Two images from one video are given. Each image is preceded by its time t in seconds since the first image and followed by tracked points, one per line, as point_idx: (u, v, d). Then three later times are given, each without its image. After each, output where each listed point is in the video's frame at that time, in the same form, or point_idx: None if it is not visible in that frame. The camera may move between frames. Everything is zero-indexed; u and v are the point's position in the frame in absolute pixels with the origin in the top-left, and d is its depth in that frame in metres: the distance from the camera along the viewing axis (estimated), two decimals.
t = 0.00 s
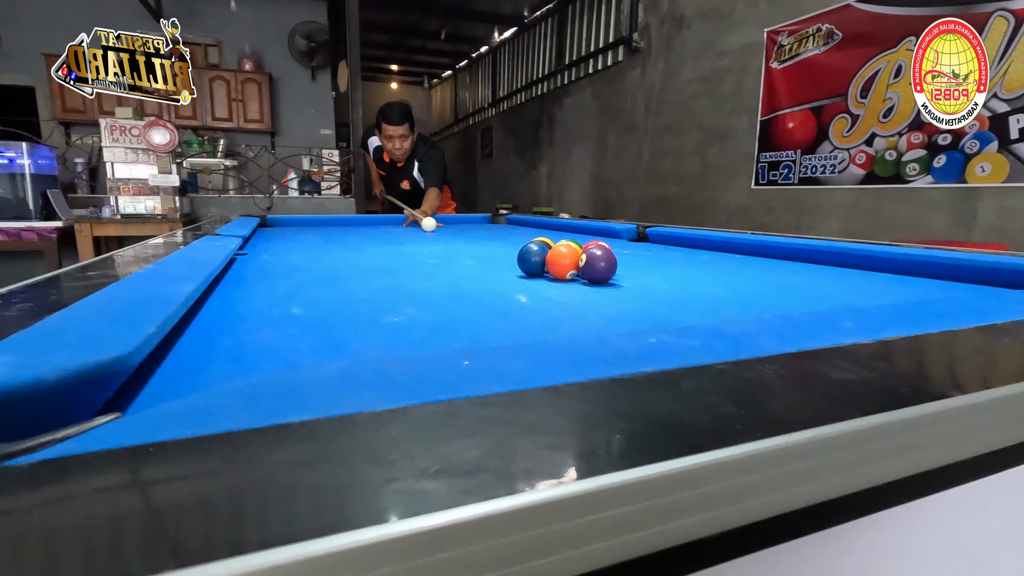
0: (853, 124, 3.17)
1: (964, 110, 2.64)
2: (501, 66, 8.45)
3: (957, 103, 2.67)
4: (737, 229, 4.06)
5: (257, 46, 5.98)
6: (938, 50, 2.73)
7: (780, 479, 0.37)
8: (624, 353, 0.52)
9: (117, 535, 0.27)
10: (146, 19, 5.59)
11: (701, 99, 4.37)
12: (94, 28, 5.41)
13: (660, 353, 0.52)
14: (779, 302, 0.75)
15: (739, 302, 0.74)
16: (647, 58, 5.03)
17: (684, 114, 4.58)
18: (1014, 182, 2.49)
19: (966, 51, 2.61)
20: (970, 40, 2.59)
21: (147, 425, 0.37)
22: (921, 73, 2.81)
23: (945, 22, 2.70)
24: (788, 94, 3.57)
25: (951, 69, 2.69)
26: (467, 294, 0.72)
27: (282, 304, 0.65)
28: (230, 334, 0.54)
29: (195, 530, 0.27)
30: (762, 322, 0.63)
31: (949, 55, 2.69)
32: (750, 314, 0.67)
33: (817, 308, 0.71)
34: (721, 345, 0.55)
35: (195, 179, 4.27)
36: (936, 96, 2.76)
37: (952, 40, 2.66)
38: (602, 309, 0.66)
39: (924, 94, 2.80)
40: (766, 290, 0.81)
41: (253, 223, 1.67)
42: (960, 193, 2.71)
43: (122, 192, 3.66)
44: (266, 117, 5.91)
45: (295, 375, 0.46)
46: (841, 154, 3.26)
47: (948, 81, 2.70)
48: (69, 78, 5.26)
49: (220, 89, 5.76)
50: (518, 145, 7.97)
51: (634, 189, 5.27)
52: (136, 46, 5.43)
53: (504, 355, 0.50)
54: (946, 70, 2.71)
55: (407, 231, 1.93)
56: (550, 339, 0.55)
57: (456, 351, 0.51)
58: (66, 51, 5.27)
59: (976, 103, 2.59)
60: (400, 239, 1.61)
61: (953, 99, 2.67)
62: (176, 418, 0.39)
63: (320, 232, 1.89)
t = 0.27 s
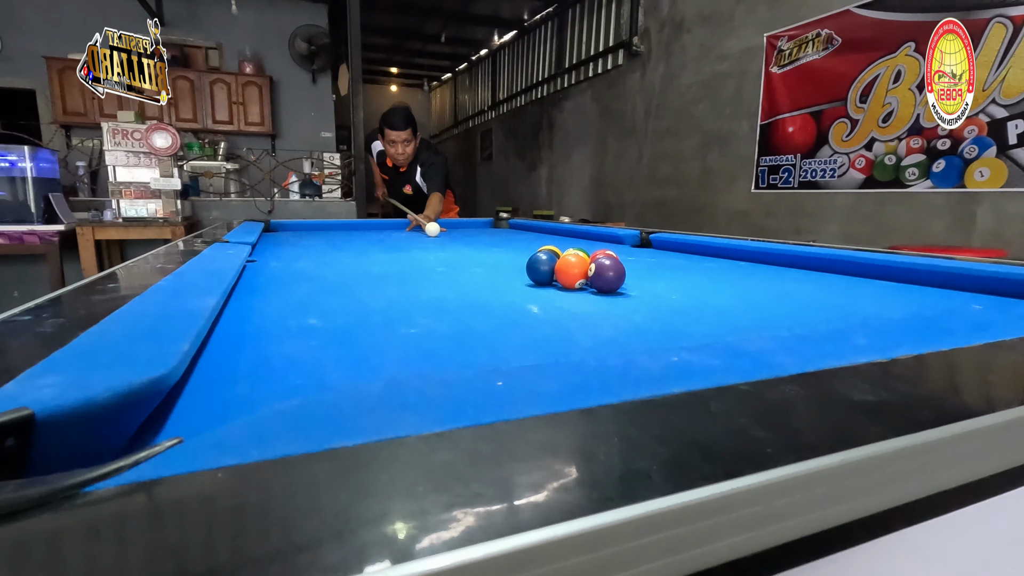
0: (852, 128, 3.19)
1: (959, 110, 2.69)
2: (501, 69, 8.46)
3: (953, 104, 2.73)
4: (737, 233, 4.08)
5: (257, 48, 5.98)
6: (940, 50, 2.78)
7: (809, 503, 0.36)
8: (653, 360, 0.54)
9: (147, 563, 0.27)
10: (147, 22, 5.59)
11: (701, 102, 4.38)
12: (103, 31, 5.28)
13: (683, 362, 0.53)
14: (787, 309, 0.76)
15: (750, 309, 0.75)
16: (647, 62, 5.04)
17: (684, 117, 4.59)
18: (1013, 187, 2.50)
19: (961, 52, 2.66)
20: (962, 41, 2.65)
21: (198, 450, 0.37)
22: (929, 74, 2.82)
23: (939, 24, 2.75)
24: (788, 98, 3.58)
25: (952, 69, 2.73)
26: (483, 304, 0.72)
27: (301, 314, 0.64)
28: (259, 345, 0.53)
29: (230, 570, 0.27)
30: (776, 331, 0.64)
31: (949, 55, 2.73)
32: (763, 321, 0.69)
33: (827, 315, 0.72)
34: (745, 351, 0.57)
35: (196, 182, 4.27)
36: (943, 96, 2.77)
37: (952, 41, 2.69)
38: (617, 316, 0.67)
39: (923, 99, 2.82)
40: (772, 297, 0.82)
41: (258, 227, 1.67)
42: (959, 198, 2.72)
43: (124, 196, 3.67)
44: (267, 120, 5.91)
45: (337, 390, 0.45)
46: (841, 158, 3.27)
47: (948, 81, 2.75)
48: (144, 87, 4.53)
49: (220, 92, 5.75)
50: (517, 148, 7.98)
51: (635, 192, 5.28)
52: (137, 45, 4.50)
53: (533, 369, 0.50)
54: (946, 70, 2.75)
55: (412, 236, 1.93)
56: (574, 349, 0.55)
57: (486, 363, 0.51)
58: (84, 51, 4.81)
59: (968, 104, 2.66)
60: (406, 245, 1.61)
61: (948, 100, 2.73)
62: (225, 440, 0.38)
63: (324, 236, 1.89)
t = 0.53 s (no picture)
0: (852, 135, 3.21)
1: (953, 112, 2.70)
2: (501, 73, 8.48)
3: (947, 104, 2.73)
4: (737, 237, 4.09)
5: (258, 52, 5.99)
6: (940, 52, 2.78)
7: (842, 542, 0.34)
8: (666, 388, 0.50)
9: None
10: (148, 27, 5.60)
11: (701, 107, 4.40)
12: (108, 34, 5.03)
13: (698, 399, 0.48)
14: (796, 327, 0.73)
15: (758, 328, 0.72)
16: (648, 67, 5.06)
17: (685, 122, 4.60)
18: (1012, 194, 2.52)
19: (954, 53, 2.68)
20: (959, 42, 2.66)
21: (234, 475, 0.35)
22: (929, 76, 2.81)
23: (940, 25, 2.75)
24: (788, 104, 3.60)
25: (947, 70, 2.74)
26: (492, 320, 0.71)
27: (313, 333, 0.63)
28: (277, 365, 0.51)
29: None
30: (786, 354, 0.61)
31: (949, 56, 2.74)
32: (772, 342, 0.66)
33: (837, 334, 0.70)
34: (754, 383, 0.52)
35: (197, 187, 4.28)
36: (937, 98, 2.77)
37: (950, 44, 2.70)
38: (627, 335, 0.65)
39: (921, 105, 2.84)
40: (780, 313, 0.81)
41: (262, 235, 1.67)
42: (958, 204, 2.74)
43: (126, 201, 3.68)
44: (268, 124, 5.91)
45: (362, 419, 0.43)
46: (841, 164, 3.29)
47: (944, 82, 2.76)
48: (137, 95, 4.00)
49: (221, 96, 5.75)
50: (517, 151, 8.00)
51: (635, 196, 5.29)
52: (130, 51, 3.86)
53: (556, 386, 0.49)
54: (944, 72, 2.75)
55: (415, 244, 1.94)
56: (591, 363, 0.54)
57: (510, 378, 0.50)
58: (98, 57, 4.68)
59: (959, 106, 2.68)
60: (410, 254, 1.61)
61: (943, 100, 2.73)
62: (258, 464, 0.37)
63: (327, 244, 1.89)
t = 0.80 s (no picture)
0: (851, 140, 3.22)
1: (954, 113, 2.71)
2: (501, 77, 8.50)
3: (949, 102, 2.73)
4: (736, 242, 4.10)
5: (259, 56, 6.00)
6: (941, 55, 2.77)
7: None
8: (674, 411, 0.49)
9: None
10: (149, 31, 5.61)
11: (701, 112, 4.41)
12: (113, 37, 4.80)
13: (707, 426, 0.46)
14: (800, 346, 0.72)
15: (763, 346, 0.71)
16: (647, 72, 5.08)
17: (684, 127, 4.62)
18: (1011, 201, 2.53)
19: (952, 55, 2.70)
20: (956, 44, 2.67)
21: (255, 497, 0.35)
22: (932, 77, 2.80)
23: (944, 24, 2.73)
24: (787, 109, 3.61)
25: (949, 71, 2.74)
26: (498, 338, 0.71)
27: (322, 352, 0.62)
28: (289, 387, 0.51)
29: None
30: (793, 373, 0.60)
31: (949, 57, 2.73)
32: (778, 361, 0.65)
33: (843, 353, 0.69)
34: (762, 408, 0.50)
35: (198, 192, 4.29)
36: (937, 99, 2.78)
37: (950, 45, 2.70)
38: (632, 354, 0.65)
39: (920, 112, 2.86)
40: (783, 329, 0.81)
41: (266, 244, 1.67)
42: (958, 210, 2.75)
43: (127, 206, 3.68)
44: (268, 128, 5.92)
45: (376, 444, 0.41)
46: (841, 169, 3.30)
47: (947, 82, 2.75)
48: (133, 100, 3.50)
49: (221, 100, 5.75)
50: (517, 155, 8.02)
51: (634, 200, 5.30)
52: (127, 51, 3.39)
53: (569, 406, 0.49)
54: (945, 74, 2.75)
55: (417, 251, 1.95)
56: (600, 385, 0.54)
57: (523, 399, 0.50)
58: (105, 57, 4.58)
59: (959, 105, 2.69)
60: (413, 263, 1.62)
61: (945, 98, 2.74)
62: (277, 484, 0.36)
63: (330, 252, 1.90)
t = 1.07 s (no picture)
0: (850, 146, 3.24)
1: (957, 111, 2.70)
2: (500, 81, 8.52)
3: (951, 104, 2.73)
4: (736, 246, 4.11)
5: (259, 61, 6.01)
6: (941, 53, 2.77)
7: None
8: (678, 431, 0.49)
9: None
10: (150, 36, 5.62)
11: (700, 117, 4.43)
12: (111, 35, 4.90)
13: (715, 450, 0.46)
14: (802, 362, 0.73)
15: (766, 361, 0.72)
16: (647, 76, 5.09)
17: (683, 131, 4.63)
18: (1009, 206, 2.54)
19: (958, 53, 2.70)
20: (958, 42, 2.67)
21: (270, 521, 0.35)
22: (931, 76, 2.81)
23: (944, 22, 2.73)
24: (786, 115, 3.63)
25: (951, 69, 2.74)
26: (501, 351, 0.72)
27: (328, 367, 0.63)
28: (298, 404, 0.52)
29: None
30: (795, 392, 0.60)
31: (949, 56, 2.74)
32: (780, 377, 0.65)
33: (845, 370, 0.69)
34: (768, 430, 0.50)
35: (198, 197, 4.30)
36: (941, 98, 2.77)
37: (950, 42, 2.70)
38: (634, 370, 0.66)
39: (918, 118, 2.87)
40: (783, 343, 0.82)
41: (268, 252, 1.68)
42: (956, 216, 2.76)
43: (127, 211, 3.67)
44: (268, 132, 5.93)
45: (388, 468, 0.41)
46: (840, 175, 3.31)
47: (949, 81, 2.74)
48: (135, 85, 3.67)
49: (221, 105, 5.75)
50: (517, 158, 8.04)
51: (634, 204, 5.31)
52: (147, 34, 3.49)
53: (573, 425, 0.49)
54: (945, 71, 2.75)
55: (418, 258, 1.95)
56: (603, 402, 0.55)
57: (531, 419, 0.50)
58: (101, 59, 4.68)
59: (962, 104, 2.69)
60: (414, 270, 1.62)
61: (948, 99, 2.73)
62: (291, 508, 0.36)
63: (332, 258, 1.91)
